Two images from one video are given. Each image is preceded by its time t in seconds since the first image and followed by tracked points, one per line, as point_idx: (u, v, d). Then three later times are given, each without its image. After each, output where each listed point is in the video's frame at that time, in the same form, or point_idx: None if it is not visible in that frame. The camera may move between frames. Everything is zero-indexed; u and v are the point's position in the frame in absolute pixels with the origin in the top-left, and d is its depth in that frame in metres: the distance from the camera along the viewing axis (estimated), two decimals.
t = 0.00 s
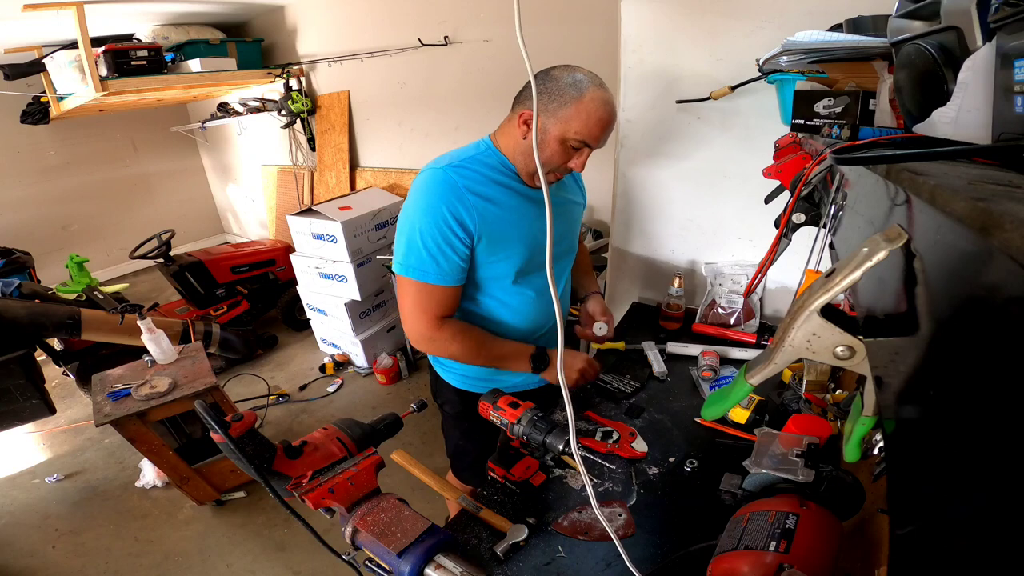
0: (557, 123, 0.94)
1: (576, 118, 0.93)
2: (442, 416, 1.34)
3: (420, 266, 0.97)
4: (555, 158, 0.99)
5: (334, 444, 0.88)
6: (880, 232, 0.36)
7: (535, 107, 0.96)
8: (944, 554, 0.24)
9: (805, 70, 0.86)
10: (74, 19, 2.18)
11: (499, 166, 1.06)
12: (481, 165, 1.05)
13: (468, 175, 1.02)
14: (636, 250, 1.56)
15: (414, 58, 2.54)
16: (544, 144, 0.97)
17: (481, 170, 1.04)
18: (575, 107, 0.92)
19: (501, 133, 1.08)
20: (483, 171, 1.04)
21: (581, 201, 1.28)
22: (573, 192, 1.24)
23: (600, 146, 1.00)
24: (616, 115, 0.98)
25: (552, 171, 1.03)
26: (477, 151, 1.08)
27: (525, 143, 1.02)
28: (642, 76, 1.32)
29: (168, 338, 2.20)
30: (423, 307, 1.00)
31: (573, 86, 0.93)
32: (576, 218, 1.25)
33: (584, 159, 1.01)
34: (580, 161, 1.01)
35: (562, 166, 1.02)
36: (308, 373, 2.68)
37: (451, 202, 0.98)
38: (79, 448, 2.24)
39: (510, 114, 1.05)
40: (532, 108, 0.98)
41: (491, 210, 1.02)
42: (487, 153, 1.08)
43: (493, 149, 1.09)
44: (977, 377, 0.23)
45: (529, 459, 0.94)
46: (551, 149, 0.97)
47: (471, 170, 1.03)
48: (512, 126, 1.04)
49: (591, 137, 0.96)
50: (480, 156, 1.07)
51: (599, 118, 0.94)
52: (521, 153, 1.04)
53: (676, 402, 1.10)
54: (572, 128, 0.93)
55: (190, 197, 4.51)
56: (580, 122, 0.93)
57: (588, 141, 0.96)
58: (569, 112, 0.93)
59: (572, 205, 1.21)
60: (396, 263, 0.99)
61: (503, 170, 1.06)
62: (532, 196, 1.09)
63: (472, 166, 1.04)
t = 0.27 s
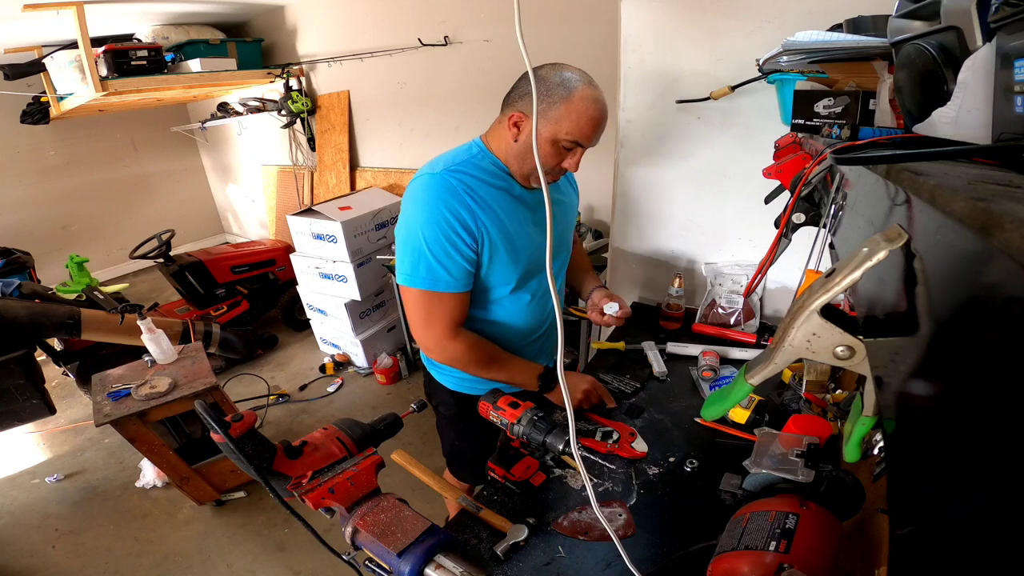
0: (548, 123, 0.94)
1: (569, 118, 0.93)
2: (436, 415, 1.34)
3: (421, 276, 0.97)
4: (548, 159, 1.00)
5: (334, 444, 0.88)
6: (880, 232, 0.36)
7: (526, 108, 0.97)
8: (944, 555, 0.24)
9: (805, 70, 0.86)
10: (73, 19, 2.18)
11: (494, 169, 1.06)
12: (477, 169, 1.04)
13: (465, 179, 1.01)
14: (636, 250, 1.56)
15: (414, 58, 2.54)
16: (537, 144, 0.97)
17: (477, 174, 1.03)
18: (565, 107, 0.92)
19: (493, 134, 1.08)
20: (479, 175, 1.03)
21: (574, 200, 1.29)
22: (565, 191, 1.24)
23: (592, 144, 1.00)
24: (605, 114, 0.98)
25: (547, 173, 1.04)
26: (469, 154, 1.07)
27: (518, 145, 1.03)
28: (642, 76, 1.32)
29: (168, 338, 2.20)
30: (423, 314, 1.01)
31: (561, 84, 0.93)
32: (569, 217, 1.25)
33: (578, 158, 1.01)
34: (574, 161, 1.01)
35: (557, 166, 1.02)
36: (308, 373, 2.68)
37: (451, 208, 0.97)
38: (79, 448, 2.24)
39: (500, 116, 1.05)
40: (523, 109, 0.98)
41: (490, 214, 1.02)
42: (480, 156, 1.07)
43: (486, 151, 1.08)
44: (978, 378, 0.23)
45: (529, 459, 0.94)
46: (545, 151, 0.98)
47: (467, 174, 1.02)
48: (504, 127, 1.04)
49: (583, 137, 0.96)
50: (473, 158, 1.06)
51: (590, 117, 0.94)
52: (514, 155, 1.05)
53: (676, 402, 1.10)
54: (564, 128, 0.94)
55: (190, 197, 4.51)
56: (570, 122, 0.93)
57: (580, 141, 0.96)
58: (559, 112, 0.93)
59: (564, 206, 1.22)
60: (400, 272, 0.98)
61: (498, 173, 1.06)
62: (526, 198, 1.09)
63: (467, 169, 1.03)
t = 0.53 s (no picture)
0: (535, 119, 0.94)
1: (552, 114, 0.92)
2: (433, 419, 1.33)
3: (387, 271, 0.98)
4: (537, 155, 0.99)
5: (334, 444, 0.88)
6: (880, 232, 0.36)
7: (513, 105, 0.96)
8: (944, 555, 0.24)
9: (805, 70, 0.86)
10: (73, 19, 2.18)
11: (474, 170, 1.05)
12: (453, 167, 1.04)
13: (438, 179, 1.01)
14: (637, 250, 1.56)
15: (414, 58, 2.54)
16: (526, 140, 0.97)
17: (451, 171, 1.03)
18: (552, 102, 0.92)
19: (481, 133, 1.07)
20: (455, 175, 1.03)
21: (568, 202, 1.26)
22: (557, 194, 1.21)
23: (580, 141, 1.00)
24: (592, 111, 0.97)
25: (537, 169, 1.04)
26: (453, 154, 1.07)
27: (505, 143, 1.01)
28: (642, 75, 1.32)
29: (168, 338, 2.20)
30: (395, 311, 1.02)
31: (549, 80, 0.93)
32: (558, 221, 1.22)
33: (567, 154, 1.00)
34: (563, 157, 1.00)
35: (546, 162, 1.01)
36: (308, 373, 2.68)
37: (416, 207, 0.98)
38: (79, 448, 2.24)
39: (487, 115, 1.04)
40: (511, 107, 0.97)
41: (456, 215, 1.01)
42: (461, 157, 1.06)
43: (469, 152, 1.07)
44: (978, 379, 0.23)
45: (529, 459, 0.94)
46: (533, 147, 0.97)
47: (443, 174, 1.02)
48: (490, 126, 1.03)
49: (571, 132, 0.96)
50: (454, 159, 1.06)
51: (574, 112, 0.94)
52: (502, 153, 1.03)
53: (675, 402, 1.10)
54: (552, 123, 0.93)
55: (190, 197, 4.51)
56: (558, 117, 0.93)
57: (569, 136, 0.96)
58: (546, 107, 0.92)
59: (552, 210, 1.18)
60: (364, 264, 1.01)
61: (477, 174, 1.05)
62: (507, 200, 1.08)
63: (445, 169, 1.03)
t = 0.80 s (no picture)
0: (504, 118, 0.94)
1: (520, 112, 0.92)
2: (424, 420, 1.33)
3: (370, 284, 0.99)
4: (509, 154, 0.98)
5: (334, 444, 0.88)
6: (880, 232, 0.36)
7: (481, 106, 0.96)
8: (944, 555, 0.24)
9: (805, 70, 0.86)
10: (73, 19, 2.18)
11: (450, 176, 1.06)
12: (428, 176, 1.05)
13: (415, 189, 1.02)
14: (637, 251, 1.56)
15: (414, 58, 2.54)
16: (497, 140, 0.96)
17: (426, 179, 1.04)
18: (518, 101, 0.92)
19: (454, 138, 1.08)
20: (431, 184, 1.04)
21: (557, 204, 1.26)
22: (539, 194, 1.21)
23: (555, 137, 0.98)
24: (563, 105, 0.96)
25: (512, 168, 1.02)
26: (427, 162, 1.08)
27: (477, 145, 1.01)
28: (642, 75, 1.32)
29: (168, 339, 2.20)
30: (381, 322, 1.02)
31: (514, 78, 0.93)
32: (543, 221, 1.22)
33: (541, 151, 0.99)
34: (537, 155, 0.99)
35: (519, 161, 1.00)
36: (308, 373, 2.68)
37: (397, 219, 0.99)
38: (79, 448, 2.24)
39: (457, 119, 1.04)
40: (477, 108, 0.97)
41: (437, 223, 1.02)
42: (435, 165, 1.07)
43: (442, 159, 1.08)
44: (978, 379, 0.23)
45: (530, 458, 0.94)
46: (504, 147, 0.97)
47: (418, 184, 1.03)
48: (461, 130, 1.04)
49: (543, 129, 0.94)
50: (429, 167, 1.07)
51: (547, 109, 0.92)
52: (475, 155, 1.02)
53: (675, 402, 1.10)
54: (520, 121, 0.92)
55: (190, 197, 4.51)
56: (527, 115, 0.92)
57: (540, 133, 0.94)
58: (513, 105, 0.92)
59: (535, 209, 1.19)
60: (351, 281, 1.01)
61: (454, 180, 1.06)
62: (486, 202, 1.08)
63: (421, 179, 1.04)
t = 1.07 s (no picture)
0: (499, 121, 0.94)
1: (515, 116, 0.92)
2: (423, 422, 1.32)
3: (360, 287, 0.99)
4: (506, 158, 0.99)
5: (334, 444, 0.88)
6: (880, 232, 0.36)
7: (474, 110, 0.96)
8: (945, 555, 0.24)
9: (806, 70, 0.86)
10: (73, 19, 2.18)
11: (442, 178, 1.06)
12: (420, 178, 1.05)
13: (406, 192, 1.02)
14: (637, 251, 1.55)
15: (414, 58, 2.54)
16: (492, 144, 0.97)
17: (418, 181, 1.04)
18: (513, 104, 0.92)
19: (448, 140, 1.07)
20: (423, 186, 1.04)
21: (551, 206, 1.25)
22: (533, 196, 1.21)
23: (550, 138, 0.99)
24: (557, 104, 0.95)
25: (509, 171, 1.04)
26: (420, 164, 1.07)
27: (472, 148, 1.01)
28: (642, 75, 1.32)
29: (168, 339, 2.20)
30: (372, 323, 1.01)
31: (507, 80, 0.93)
32: (538, 223, 1.21)
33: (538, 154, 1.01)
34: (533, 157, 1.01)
35: (517, 164, 1.02)
36: (308, 373, 2.68)
37: (387, 221, 0.98)
38: (79, 448, 2.24)
39: (450, 120, 1.04)
40: (471, 111, 0.97)
41: (427, 226, 1.02)
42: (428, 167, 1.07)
43: (435, 161, 1.08)
44: (978, 380, 0.23)
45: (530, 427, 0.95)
46: (501, 151, 0.98)
47: (410, 186, 1.03)
48: (455, 133, 1.04)
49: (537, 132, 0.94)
50: (422, 169, 1.06)
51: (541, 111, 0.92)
52: (470, 159, 1.03)
53: (675, 402, 1.10)
54: (516, 125, 0.93)
55: (190, 197, 4.51)
56: (521, 119, 0.92)
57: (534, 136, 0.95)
58: (508, 109, 0.92)
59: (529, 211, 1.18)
60: (339, 282, 1.01)
61: (446, 182, 1.05)
62: (479, 204, 1.07)
63: (413, 181, 1.04)
